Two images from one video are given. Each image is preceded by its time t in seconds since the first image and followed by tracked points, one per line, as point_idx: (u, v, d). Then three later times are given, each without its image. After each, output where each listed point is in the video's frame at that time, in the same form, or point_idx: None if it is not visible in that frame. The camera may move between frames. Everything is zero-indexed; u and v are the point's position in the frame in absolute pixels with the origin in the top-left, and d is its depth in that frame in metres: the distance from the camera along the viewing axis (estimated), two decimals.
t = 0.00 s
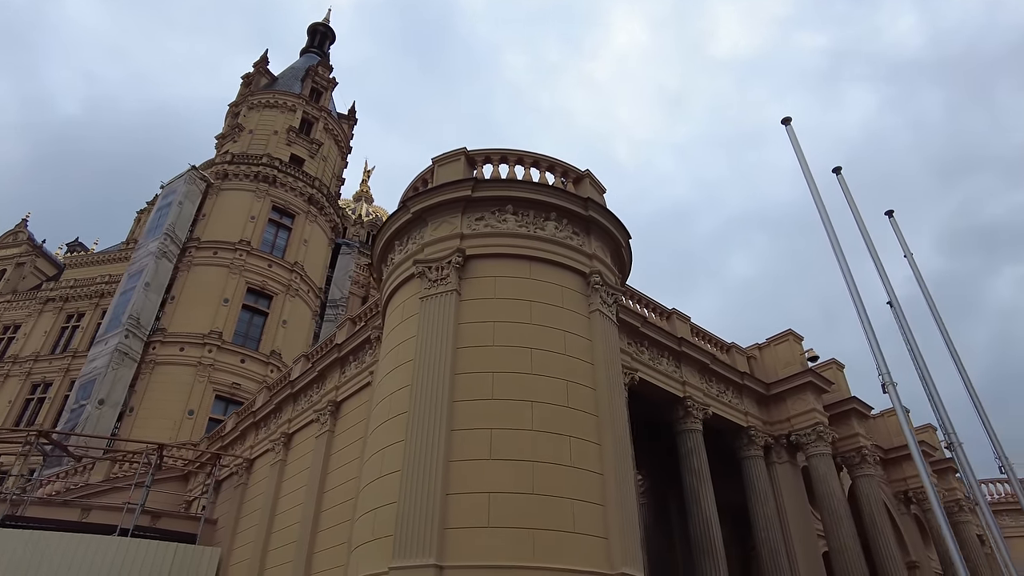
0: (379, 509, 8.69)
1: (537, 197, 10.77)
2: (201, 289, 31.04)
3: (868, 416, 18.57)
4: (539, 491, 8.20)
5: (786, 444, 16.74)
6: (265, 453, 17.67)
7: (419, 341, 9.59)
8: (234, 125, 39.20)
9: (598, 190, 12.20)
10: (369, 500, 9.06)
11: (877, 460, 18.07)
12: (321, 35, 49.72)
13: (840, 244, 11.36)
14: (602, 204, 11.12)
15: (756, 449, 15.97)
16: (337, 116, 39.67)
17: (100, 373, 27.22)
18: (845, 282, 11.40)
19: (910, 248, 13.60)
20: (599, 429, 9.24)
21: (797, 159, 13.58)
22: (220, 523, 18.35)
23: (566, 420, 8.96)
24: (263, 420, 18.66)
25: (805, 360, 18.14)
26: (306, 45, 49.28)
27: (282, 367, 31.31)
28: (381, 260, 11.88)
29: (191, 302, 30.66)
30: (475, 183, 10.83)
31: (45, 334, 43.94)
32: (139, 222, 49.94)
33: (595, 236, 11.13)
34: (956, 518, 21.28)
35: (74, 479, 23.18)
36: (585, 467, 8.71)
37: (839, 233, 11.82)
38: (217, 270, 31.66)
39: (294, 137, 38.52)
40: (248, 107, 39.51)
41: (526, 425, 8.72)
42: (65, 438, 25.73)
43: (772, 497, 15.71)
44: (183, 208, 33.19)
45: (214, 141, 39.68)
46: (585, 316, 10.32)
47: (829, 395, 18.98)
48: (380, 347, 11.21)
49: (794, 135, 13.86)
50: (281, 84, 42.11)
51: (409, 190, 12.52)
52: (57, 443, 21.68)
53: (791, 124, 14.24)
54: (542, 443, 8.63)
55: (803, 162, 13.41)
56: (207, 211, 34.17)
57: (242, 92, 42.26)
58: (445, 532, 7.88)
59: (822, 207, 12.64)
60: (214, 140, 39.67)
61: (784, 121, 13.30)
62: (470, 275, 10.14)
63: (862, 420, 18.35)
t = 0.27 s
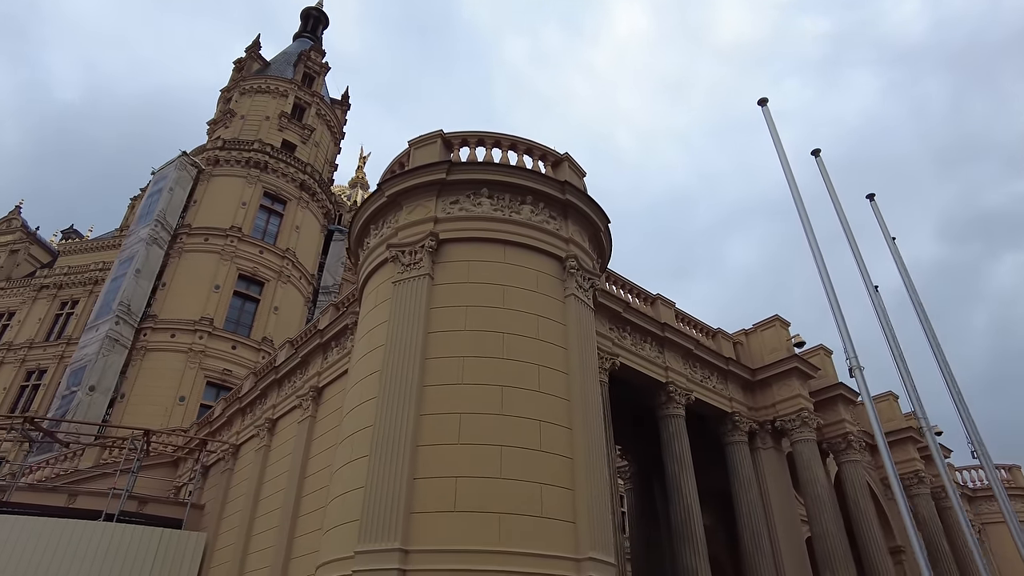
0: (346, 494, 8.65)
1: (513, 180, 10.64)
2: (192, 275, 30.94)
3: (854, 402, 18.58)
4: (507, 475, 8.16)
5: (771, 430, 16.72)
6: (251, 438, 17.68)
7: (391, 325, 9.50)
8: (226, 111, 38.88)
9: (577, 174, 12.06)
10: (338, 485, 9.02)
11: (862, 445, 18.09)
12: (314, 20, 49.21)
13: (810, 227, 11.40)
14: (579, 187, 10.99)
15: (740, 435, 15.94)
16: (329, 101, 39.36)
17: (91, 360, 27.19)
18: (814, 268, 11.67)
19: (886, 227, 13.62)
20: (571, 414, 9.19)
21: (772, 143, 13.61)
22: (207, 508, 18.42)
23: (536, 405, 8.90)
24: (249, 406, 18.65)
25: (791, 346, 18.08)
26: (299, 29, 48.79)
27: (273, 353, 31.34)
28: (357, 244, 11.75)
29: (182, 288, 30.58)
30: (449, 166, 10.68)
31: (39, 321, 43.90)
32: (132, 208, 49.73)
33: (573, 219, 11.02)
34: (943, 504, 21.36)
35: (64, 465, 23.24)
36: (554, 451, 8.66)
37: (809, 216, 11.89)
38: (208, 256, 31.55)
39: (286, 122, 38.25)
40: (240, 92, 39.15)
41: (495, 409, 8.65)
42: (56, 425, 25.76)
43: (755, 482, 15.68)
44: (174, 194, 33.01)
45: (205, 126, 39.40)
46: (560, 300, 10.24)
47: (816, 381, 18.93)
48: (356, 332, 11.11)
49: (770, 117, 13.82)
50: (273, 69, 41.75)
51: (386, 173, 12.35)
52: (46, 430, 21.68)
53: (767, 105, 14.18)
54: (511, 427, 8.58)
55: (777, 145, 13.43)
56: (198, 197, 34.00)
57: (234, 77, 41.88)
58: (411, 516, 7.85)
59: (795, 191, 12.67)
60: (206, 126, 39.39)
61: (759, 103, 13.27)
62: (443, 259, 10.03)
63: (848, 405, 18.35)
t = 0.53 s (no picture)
0: (315, 477, 8.64)
1: (488, 162, 10.55)
2: (183, 262, 30.86)
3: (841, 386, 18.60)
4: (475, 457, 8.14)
5: (755, 415, 16.72)
6: (236, 423, 17.70)
7: (363, 308, 9.45)
8: (217, 96, 38.59)
9: (557, 157, 11.97)
10: (308, 468, 9.00)
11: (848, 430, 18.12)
12: (307, 4, 48.76)
13: (782, 206, 11.33)
14: (556, 170, 10.89)
15: (723, 420, 15.95)
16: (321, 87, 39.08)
17: (81, 347, 27.16)
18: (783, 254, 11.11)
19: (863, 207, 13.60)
20: (542, 397, 9.18)
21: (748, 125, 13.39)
22: (194, 493, 18.49)
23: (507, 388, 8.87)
24: (235, 392, 18.65)
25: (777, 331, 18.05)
26: (291, 14, 48.35)
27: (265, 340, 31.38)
28: (334, 228, 11.67)
29: (172, 275, 30.51)
30: (424, 148, 10.58)
31: (34, 308, 43.87)
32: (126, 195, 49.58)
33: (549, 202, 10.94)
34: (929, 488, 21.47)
35: (54, 451, 23.29)
36: (524, 434, 8.65)
37: (781, 201, 11.60)
38: (199, 243, 31.45)
39: (278, 108, 37.98)
40: (231, 78, 38.83)
41: (465, 392, 8.62)
42: (47, 411, 25.80)
43: (738, 467, 15.73)
44: (165, 180, 32.82)
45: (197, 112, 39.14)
46: (534, 284, 10.18)
47: (803, 366, 18.93)
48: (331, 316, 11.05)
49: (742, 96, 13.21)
50: (265, 55, 41.42)
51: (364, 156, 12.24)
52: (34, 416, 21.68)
53: (740, 85, 13.66)
54: (480, 410, 8.55)
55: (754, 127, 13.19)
56: (189, 183, 33.84)
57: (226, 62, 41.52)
58: (377, 499, 7.86)
59: (768, 173, 12.31)
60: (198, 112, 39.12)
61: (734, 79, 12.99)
62: (417, 241, 9.96)
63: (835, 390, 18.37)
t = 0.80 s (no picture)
0: (284, 469, 8.55)
1: (465, 151, 10.42)
2: (174, 255, 30.75)
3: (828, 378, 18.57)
4: (445, 449, 8.06)
5: (742, 407, 16.66)
6: (222, 416, 17.64)
7: (335, 298, 9.36)
8: (210, 89, 38.37)
9: (538, 146, 11.84)
10: (278, 459, 8.92)
11: (835, 422, 18.08)
12: None
13: (757, 205, 11.97)
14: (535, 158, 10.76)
15: (709, 412, 15.89)
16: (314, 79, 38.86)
17: (72, 339, 27.08)
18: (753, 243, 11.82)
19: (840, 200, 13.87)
20: (516, 388, 9.10)
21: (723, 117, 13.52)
22: (180, 485, 18.43)
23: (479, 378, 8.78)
24: (221, 384, 18.58)
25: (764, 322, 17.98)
26: (285, 6, 48.08)
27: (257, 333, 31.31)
28: (311, 218, 11.56)
29: (164, 267, 30.41)
30: (400, 137, 10.46)
31: (27, 302, 43.77)
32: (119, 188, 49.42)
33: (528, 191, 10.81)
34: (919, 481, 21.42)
35: (43, 444, 23.25)
36: (496, 425, 8.57)
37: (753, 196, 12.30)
38: (191, 235, 31.35)
39: (270, 100, 37.77)
40: (224, 70, 38.59)
41: (435, 383, 8.53)
42: (37, 404, 25.75)
43: (723, 459, 15.67)
44: (157, 172, 32.66)
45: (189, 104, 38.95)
46: (510, 274, 10.07)
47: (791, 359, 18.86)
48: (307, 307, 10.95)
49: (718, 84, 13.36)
50: (258, 47, 41.19)
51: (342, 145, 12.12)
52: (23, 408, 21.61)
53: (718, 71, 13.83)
54: (451, 401, 8.45)
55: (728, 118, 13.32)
56: (181, 176, 33.69)
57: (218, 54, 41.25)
58: (344, 490, 7.79)
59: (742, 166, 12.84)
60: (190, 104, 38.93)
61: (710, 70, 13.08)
62: (391, 231, 9.85)
63: (823, 382, 18.30)
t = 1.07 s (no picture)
0: (251, 450, 8.46)
1: (439, 130, 10.25)
2: (164, 241, 30.60)
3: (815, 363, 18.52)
4: (412, 430, 7.97)
5: (727, 392, 16.58)
6: (207, 401, 17.57)
7: (305, 279, 9.23)
8: (200, 73, 37.99)
9: (516, 127, 11.67)
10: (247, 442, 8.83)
11: (822, 408, 18.04)
12: None
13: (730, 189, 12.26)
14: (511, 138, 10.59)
15: (693, 397, 15.82)
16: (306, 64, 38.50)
17: (61, 325, 26.96)
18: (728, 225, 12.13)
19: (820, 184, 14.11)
20: (488, 370, 9.00)
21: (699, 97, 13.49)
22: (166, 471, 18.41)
23: (449, 359, 8.68)
24: (206, 370, 18.48)
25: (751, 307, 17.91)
26: None
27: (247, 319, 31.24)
28: (285, 200, 11.41)
29: (154, 253, 30.26)
30: (372, 116, 10.29)
31: (20, 289, 43.64)
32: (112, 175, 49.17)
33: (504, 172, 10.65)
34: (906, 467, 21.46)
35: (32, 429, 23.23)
36: (466, 407, 8.48)
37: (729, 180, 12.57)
38: (181, 222, 31.18)
39: (261, 86, 37.42)
40: (215, 55, 38.17)
41: (404, 364, 8.42)
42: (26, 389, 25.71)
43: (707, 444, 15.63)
44: (147, 158, 32.37)
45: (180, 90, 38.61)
46: (485, 256, 9.94)
47: (778, 344, 18.80)
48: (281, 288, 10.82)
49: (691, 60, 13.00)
50: (249, 31, 40.76)
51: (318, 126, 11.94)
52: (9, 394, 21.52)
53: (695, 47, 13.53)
54: (419, 383, 8.35)
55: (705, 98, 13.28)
56: (172, 161, 33.44)
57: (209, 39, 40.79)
58: (308, 471, 7.71)
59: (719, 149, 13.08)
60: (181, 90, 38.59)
61: (686, 49, 13.00)
62: (363, 211, 9.72)
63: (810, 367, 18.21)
